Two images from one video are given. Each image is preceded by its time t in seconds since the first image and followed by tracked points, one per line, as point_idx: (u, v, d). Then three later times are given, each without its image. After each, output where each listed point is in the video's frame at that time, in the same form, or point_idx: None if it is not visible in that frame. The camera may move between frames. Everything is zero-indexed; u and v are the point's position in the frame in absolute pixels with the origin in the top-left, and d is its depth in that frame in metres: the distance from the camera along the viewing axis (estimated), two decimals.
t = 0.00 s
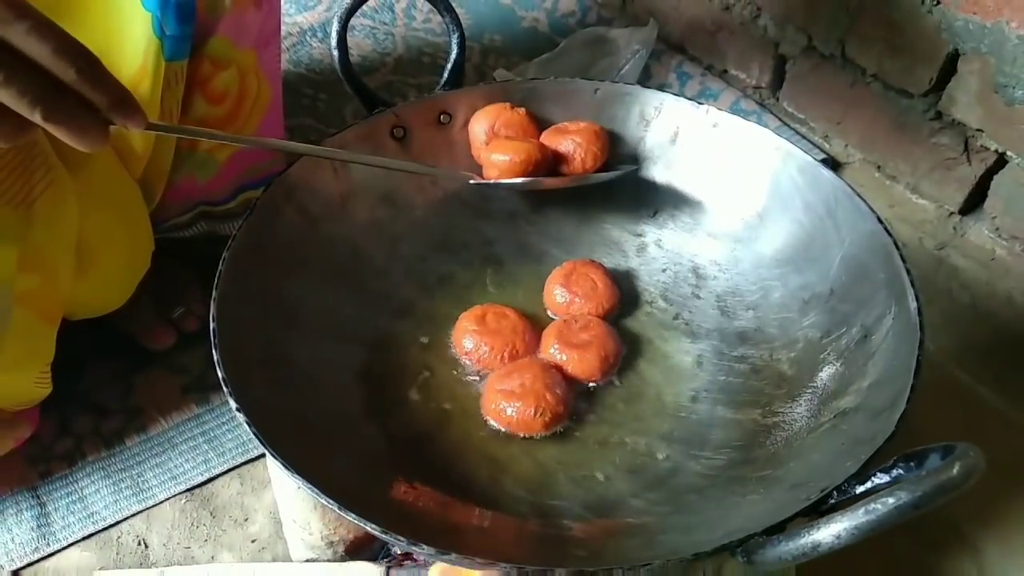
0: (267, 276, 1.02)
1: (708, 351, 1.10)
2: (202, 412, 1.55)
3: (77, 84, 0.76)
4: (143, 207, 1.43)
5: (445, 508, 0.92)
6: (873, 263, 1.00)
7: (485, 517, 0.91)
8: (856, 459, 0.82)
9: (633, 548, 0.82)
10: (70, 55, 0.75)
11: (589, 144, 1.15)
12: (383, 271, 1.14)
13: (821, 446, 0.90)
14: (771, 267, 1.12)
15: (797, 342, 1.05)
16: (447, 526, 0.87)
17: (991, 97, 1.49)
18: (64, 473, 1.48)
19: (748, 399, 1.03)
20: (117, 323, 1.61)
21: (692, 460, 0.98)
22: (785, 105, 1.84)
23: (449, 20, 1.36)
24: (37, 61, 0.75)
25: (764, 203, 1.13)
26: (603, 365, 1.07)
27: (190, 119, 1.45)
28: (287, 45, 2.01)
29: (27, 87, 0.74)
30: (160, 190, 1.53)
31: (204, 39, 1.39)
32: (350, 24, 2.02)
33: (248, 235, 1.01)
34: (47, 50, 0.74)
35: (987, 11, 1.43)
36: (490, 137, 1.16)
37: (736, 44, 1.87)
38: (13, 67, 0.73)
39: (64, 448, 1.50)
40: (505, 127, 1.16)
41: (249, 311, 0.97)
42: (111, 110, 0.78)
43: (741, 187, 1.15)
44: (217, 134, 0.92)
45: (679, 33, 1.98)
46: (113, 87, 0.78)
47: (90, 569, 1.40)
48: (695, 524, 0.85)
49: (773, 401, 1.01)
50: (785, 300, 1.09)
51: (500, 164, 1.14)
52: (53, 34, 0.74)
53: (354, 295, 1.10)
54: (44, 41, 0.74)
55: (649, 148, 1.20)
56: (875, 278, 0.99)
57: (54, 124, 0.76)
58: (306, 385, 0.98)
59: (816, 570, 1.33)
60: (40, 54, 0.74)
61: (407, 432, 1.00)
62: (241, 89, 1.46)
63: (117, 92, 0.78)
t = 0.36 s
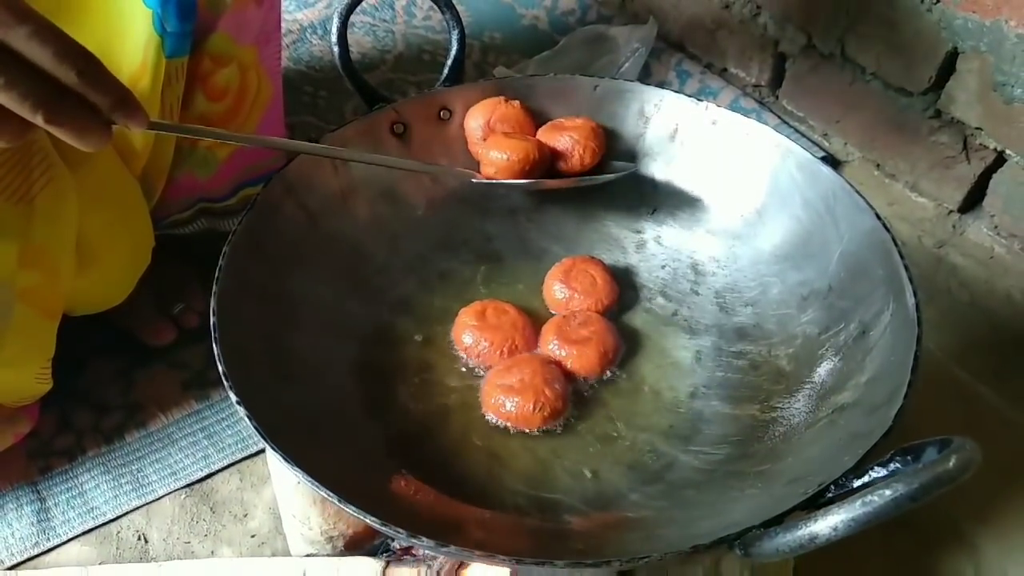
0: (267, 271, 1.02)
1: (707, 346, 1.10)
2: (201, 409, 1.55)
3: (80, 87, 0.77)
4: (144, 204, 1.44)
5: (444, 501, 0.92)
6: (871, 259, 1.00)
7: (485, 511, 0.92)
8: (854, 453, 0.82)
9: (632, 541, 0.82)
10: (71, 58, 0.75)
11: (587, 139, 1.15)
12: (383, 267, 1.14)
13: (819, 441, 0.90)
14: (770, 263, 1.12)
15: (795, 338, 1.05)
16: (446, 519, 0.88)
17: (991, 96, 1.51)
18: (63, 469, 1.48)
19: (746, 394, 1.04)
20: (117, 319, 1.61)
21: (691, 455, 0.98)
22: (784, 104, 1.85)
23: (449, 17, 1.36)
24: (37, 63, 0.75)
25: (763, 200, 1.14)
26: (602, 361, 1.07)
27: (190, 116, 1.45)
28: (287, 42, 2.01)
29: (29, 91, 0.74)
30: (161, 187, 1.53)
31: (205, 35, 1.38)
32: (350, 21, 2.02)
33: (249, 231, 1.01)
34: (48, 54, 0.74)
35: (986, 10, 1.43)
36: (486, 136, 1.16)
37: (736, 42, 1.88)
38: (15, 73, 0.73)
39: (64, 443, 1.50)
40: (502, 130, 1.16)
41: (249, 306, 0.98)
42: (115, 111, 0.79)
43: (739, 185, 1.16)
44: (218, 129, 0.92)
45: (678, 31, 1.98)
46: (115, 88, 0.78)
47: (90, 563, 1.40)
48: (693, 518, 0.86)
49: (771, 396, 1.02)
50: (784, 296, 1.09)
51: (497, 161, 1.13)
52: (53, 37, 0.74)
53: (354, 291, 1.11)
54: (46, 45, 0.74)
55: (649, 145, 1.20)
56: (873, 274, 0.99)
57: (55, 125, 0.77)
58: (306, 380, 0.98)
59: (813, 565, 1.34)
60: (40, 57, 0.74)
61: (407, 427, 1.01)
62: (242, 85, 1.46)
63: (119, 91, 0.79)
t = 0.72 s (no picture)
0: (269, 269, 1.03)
1: (704, 347, 1.11)
2: (200, 406, 1.56)
3: (80, 93, 0.77)
4: (143, 201, 1.44)
5: (442, 498, 0.92)
6: (868, 261, 1.01)
7: (483, 508, 0.92)
8: (849, 454, 0.83)
9: (629, 540, 0.83)
10: (69, 67, 0.75)
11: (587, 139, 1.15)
12: (383, 266, 1.15)
13: (815, 441, 0.91)
14: (767, 265, 1.13)
15: (792, 339, 1.06)
16: (444, 515, 0.88)
17: (988, 100, 1.52)
18: (63, 465, 1.48)
19: (743, 394, 1.04)
20: (116, 317, 1.62)
21: (688, 454, 0.99)
22: (783, 105, 1.85)
23: (449, 17, 1.37)
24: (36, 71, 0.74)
25: (761, 202, 1.14)
26: (600, 360, 1.08)
27: (190, 115, 1.45)
28: (287, 40, 2.01)
29: (30, 101, 0.75)
30: (162, 183, 1.53)
31: (205, 35, 1.39)
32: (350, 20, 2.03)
33: (251, 229, 1.02)
34: (44, 64, 0.73)
35: (984, 14, 1.44)
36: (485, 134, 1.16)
37: (735, 44, 1.88)
38: (15, 84, 0.74)
39: (62, 440, 1.51)
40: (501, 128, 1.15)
41: (250, 303, 0.98)
42: (116, 113, 0.80)
43: (737, 186, 1.16)
44: (218, 128, 0.93)
45: (678, 32, 1.99)
46: (115, 92, 0.79)
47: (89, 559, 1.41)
48: (690, 517, 0.86)
49: (768, 397, 1.03)
50: (781, 297, 1.10)
51: (493, 159, 1.11)
52: (51, 49, 0.73)
53: (354, 290, 1.11)
54: (42, 56, 0.73)
55: (648, 145, 1.20)
56: (869, 276, 1.00)
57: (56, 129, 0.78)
58: (306, 379, 0.99)
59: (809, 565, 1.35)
60: (39, 68, 0.74)
61: (405, 425, 1.01)
62: (242, 85, 1.47)
63: (120, 94, 0.79)
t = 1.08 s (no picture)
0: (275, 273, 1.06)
1: (693, 350, 1.15)
2: (201, 408, 1.59)
3: (96, 119, 0.81)
4: (148, 206, 1.48)
5: (437, 494, 0.96)
6: (850, 268, 1.05)
7: (477, 505, 0.96)
8: (830, 451, 0.86)
9: (618, 534, 0.86)
10: (86, 97, 0.79)
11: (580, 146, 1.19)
12: (382, 271, 1.19)
13: (798, 440, 0.95)
14: (754, 270, 1.17)
15: (777, 342, 1.10)
16: (440, 510, 0.92)
17: (974, 110, 1.53)
18: (65, 467, 1.51)
19: (729, 396, 1.08)
20: (119, 320, 1.65)
21: (676, 453, 1.03)
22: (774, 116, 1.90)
23: (448, 29, 1.40)
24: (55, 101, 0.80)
25: (748, 210, 1.18)
26: (592, 364, 1.11)
27: (195, 121, 1.49)
28: (287, 49, 2.05)
29: (48, 129, 0.80)
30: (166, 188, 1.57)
31: (211, 45, 1.43)
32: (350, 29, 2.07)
33: (255, 233, 1.06)
34: (63, 95, 0.78)
35: (969, 26, 1.47)
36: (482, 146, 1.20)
37: (727, 54, 1.93)
38: (33, 115, 0.79)
39: (65, 441, 1.54)
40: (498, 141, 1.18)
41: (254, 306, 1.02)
42: (131, 135, 0.84)
43: (726, 194, 1.20)
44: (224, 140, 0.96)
45: (672, 43, 2.03)
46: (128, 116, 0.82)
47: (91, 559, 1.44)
48: (677, 512, 0.90)
49: (753, 398, 1.06)
50: (767, 302, 1.14)
51: (491, 174, 1.15)
52: (66, 79, 0.78)
53: (354, 294, 1.15)
54: (60, 88, 0.77)
55: (640, 154, 1.24)
56: (851, 282, 1.04)
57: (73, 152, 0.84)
58: (307, 380, 1.02)
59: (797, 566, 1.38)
60: (57, 98, 0.78)
61: (403, 424, 1.05)
62: (247, 93, 1.50)
63: (134, 116, 0.83)
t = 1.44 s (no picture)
0: (284, 278, 1.10)
1: (686, 354, 1.19)
2: (208, 412, 1.63)
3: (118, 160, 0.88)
4: (158, 215, 1.51)
5: (440, 490, 1.00)
6: (836, 274, 1.09)
7: (478, 500, 0.99)
8: (815, 449, 0.91)
9: (614, 527, 0.90)
10: (105, 145, 0.86)
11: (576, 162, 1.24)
12: (386, 278, 1.23)
13: (785, 438, 0.99)
14: (745, 277, 1.21)
15: (768, 346, 1.14)
16: (443, 504, 0.96)
17: (964, 122, 1.57)
18: (76, 469, 1.55)
19: (721, 397, 1.12)
20: (128, 326, 1.69)
21: (670, 452, 1.07)
22: (769, 127, 1.93)
23: (450, 44, 1.45)
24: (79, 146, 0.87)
25: (740, 219, 1.22)
26: (589, 367, 1.16)
27: (205, 133, 1.54)
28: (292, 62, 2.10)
29: (73, 170, 0.89)
30: (176, 197, 1.61)
31: (220, 60, 1.47)
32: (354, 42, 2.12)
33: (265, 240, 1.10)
34: (86, 143, 0.86)
35: (959, 41, 1.52)
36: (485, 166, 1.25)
37: (723, 67, 1.97)
38: (59, 159, 0.88)
39: (75, 444, 1.58)
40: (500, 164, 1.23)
41: (265, 310, 1.06)
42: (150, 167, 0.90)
43: (717, 205, 1.24)
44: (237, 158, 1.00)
45: (669, 55, 2.08)
46: (146, 154, 0.88)
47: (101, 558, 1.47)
48: (670, 507, 0.94)
49: (744, 399, 1.10)
50: (758, 307, 1.18)
51: (490, 198, 1.20)
52: (86, 127, 0.85)
53: (359, 300, 1.19)
54: (82, 138, 0.85)
55: (636, 166, 1.29)
56: (837, 287, 1.08)
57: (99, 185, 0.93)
58: (315, 381, 1.06)
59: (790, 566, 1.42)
60: (81, 145, 0.86)
61: (406, 424, 1.09)
62: (255, 106, 1.55)
63: (155, 153, 0.89)
